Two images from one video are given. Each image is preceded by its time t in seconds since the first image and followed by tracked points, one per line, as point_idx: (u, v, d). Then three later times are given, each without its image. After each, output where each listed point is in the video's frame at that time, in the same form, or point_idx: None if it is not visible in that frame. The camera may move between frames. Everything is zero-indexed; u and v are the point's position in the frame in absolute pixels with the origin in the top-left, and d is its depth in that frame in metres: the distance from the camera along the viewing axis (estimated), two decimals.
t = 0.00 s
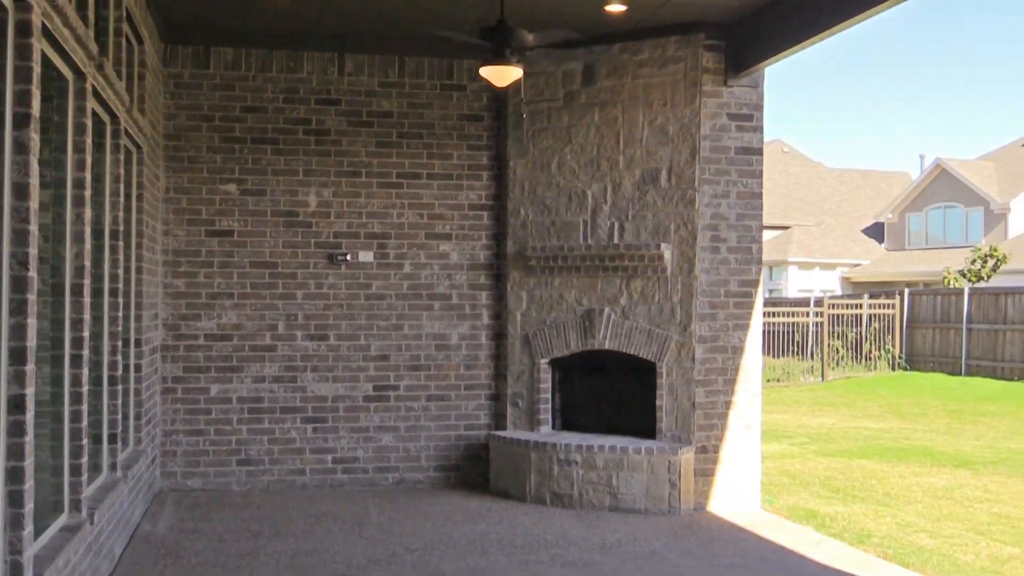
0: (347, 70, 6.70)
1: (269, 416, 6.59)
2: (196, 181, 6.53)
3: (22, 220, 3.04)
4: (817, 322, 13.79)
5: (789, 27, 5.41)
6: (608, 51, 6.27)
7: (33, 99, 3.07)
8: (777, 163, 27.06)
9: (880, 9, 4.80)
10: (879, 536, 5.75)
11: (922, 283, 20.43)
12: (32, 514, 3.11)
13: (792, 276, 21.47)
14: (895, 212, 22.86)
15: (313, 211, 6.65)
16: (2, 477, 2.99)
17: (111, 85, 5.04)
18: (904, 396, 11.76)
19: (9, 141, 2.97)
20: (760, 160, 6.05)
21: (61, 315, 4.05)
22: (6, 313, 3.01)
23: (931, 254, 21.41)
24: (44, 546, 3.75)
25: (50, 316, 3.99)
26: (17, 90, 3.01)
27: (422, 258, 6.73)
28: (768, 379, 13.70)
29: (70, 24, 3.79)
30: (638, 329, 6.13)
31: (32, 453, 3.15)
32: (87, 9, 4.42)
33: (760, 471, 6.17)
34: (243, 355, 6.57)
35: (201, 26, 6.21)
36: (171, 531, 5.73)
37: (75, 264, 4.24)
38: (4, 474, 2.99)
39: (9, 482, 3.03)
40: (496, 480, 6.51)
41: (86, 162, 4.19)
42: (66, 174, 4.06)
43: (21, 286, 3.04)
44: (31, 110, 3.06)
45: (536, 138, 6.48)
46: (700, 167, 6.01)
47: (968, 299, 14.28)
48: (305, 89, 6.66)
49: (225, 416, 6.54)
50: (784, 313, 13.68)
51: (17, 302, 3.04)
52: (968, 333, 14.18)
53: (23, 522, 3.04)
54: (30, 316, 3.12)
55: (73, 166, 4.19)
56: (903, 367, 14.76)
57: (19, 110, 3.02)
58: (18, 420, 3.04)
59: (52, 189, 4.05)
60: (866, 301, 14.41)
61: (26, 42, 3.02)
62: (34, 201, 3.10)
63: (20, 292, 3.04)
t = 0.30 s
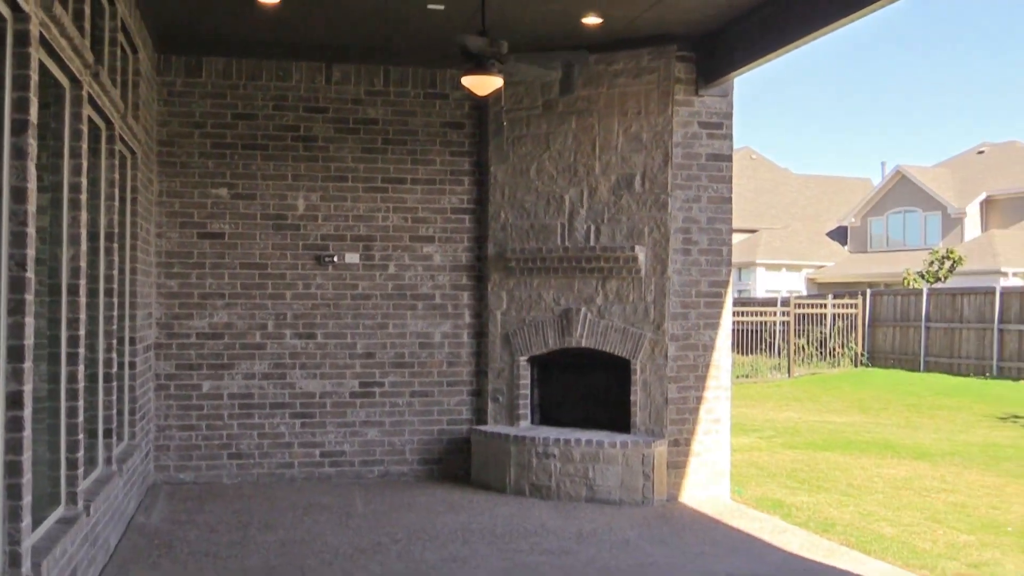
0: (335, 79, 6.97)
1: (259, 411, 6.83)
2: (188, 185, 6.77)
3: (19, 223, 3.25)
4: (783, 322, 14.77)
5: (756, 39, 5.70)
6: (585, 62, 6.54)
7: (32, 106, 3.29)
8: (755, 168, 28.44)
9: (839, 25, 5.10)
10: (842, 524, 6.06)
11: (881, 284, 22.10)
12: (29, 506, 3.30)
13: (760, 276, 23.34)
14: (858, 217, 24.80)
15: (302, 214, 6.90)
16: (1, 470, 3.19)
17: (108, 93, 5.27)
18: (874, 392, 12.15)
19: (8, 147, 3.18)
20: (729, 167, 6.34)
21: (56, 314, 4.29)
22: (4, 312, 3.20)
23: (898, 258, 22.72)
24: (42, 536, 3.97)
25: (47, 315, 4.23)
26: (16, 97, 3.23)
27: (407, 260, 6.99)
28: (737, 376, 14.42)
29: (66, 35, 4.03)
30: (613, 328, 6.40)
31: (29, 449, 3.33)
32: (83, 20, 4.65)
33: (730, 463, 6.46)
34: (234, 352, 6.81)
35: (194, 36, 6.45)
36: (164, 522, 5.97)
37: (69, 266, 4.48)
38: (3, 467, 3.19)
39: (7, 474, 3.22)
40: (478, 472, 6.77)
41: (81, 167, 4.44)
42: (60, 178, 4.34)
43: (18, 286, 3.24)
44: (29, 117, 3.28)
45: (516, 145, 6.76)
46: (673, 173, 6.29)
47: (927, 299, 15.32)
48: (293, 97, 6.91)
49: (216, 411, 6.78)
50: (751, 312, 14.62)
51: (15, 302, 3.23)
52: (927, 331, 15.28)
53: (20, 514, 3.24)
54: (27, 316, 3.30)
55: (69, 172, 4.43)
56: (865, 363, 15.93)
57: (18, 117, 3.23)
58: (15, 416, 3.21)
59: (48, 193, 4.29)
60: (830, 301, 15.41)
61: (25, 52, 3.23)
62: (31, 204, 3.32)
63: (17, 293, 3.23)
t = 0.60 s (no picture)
0: (321, 87, 7.25)
1: (248, 406, 7.09)
2: (180, 189, 7.02)
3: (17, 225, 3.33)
4: (750, 320, 15.59)
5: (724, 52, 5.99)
6: (560, 72, 6.86)
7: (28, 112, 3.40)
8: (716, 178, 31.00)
9: (801, 38, 5.42)
10: (805, 514, 6.37)
11: (841, 285, 23.36)
12: (26, 498, 3.41)
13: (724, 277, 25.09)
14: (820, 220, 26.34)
15: (289, 217, 7.16)
16: None
17: (101, 100, 5.51)
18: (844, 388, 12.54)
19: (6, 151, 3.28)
20: (698, 173, 6.66)
21: (53, 313, 4.49)
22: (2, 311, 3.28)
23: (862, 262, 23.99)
24: (37, 529, 4.17)
25: (44, 314, 4.44)
26: (13, 103, 3.33)
27: (390, 261, 7.27)
28: (707, 372, 15.24)
29: (57, 40, 4.16)
30: (588, 326, 6.69)
31: (26, 444, 3.43)
32: (78, 30, 4.91)
33: (700, 455, 6.77)
34: (224, 350, 7.06)
35: (186, 46, 6.71)
36: (157, 514, 6.22)
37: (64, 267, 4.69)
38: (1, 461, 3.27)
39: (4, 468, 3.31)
40: (459, 465, 7.05)
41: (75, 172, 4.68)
42: (56, 182, 4.58)
43: (16, 286, 3.31)
44: (25, 121, 3.38)
45: (495, 151, 7.05)
46: (645, 179, 6.58)
47: (885, 299, 16.19)
48: (281, 105, 7.18)
49: (207, 407, 7.03)
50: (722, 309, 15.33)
51: (12, 301, 3.31)
52: (886, 329, 16.15)
53: (18, 505, 3.34)
54: (24, 314, 3.38)
55: (64, 177, 4.64)
56: (827, 359, 16.81)
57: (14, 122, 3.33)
58: (12, 411, 3.30)
59: (45, 196, 4.52)
60: (795, 300, 16.23)
61: (22, 60, 3.34)
62: (28, 207, 3.38)
63: (15, 292, 3.32)
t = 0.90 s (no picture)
0: (306, 96, 7.54)
1: (237, 401, 7.37)
2: (171, 193, 7.28)
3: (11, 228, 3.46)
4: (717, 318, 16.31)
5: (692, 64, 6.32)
6: (537, 82, 7.17)
7: (24, 118, 3.53)
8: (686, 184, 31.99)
9: (763, 51, 5.76)
10: (769, 503, 6.70)
11: (804, 285, 24.55)
12: (21, 490, 3.58)
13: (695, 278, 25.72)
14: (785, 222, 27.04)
15: (276, 220, 7.45)
16: None
17: (94, 107, 5.75)
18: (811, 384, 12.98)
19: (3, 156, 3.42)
20: (668, 178, 7.00)
21: (48, 312, 4.70)
22: None
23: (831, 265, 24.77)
24: (33, 520, 4.39)
25: (39, 313, 4.66)
26: (10, 110, 3.46)
27: (374, 263, 7.59)
28: (677, 368, 16.05)
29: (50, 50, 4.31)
30: (563, 324, 7.00)
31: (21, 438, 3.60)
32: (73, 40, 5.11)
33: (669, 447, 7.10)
34: (213, 348, 7.34)
35: (177, 56, 6.98)
36: (149, 505, 6.48)
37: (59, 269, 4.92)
38: None
39: None
40: (439, 458, 7.36)
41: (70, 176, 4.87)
42: (50, 186, 4.77)
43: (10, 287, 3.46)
44: (20, 128, 3.51)
45: (474, 157, 7.36)
46: (617, 184, 6.90)
47: (845, 299, 16.75)
48: (269, 113, 7.47)
49: (197, 403, 7.30)
50: (690, 308, 16.16)
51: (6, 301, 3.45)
52: (845, 327, 16.78)
53: (12, 497, 3.50)
54: (20, 314, 3.54)
55: (58, 181, 4.85)
56: (789, 356, 17.65)
57: (10, 128, 3.47)
58: (9, 406, 3.46)
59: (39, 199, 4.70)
60: (759, 298, 17.18)
61: (18, 67, 3.46)
62: (23, 211, 3.55)
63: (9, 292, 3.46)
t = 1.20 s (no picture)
0: (294, 104, 7.86)
1: (227, 397, 7.66)
2: (163, 197, 7.56)
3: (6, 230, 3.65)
4: (687, 317, 17.48)
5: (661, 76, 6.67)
6: (515, 92, 7.52)
7: (20, 124, 3.75)
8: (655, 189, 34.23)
9: (730, 62, 6.14)
10: (735, 492, 7.07)
11: (770, 285, 25.38)
12: (17, 482, 3.77)
13: (666, 279, 27.07)
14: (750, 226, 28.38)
15: (265, 223, 7.75)
16: None
17: (90, 116, 6.00)
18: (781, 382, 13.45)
19: None
20: (639, 184, 7.38)
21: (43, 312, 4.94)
22: None
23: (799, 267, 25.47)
24: (30, 511, 4.63)
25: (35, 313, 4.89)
26: (6, 117, 3.67)
27: (358, 264, 7.92)
28: (648, 364, 17.10)
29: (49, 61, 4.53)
30: (539, 323, 7.34)
31: (17, 433, 3.80)
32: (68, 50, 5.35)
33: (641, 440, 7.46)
34: (204, 346, 7.62)
35: (169, 65, 7.27)
36: (142, 497, 6.76)
37: (54, 269, 5.20)
38: None
39: None
40: (421, 451, 7.69)
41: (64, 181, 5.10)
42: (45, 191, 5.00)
43: (7, 287, 3.67)
44: (17, 134, 3.74)
45: (455, 164, 7.70)
46: (591, 189, 7.25)
47: (807, 298, 17.85)
48: (257, 120, 7.78)
49: (188, 398, 7.59)
50: (661, 308, 17.26)
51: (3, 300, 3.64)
52: (807, 326, 17.87)
53: (10, 489, 3.69)
54: (17, 313, 3.74)
55: (53, 185, 5.09)
56: (754, 353, 18.85)
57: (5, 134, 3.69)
58: (6, 402, 3.65)
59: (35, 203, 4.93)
60: (726, 298, 18.30)
61: (13, 76, 3.63)
62: (19, 214, 3.80)
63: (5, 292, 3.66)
